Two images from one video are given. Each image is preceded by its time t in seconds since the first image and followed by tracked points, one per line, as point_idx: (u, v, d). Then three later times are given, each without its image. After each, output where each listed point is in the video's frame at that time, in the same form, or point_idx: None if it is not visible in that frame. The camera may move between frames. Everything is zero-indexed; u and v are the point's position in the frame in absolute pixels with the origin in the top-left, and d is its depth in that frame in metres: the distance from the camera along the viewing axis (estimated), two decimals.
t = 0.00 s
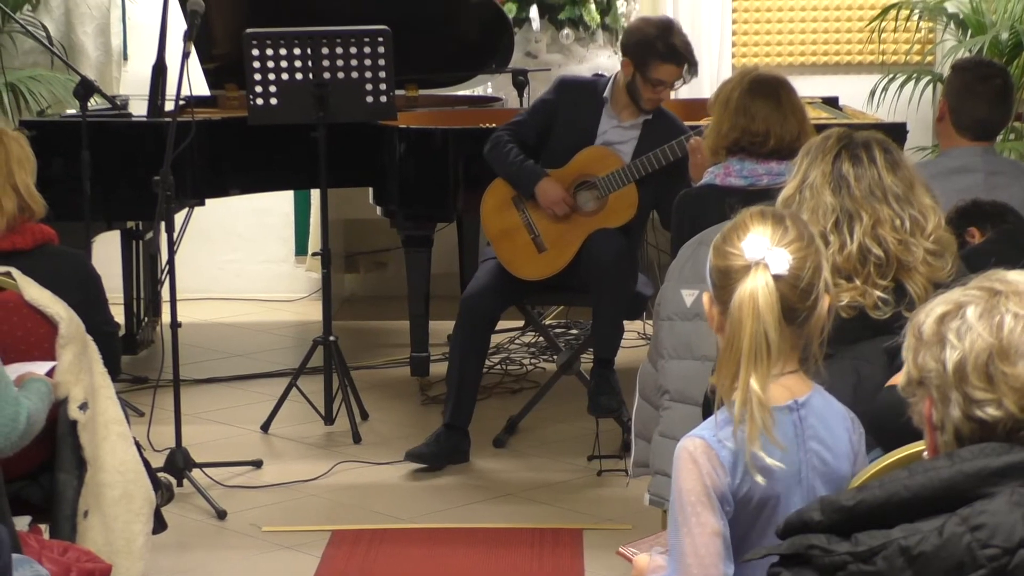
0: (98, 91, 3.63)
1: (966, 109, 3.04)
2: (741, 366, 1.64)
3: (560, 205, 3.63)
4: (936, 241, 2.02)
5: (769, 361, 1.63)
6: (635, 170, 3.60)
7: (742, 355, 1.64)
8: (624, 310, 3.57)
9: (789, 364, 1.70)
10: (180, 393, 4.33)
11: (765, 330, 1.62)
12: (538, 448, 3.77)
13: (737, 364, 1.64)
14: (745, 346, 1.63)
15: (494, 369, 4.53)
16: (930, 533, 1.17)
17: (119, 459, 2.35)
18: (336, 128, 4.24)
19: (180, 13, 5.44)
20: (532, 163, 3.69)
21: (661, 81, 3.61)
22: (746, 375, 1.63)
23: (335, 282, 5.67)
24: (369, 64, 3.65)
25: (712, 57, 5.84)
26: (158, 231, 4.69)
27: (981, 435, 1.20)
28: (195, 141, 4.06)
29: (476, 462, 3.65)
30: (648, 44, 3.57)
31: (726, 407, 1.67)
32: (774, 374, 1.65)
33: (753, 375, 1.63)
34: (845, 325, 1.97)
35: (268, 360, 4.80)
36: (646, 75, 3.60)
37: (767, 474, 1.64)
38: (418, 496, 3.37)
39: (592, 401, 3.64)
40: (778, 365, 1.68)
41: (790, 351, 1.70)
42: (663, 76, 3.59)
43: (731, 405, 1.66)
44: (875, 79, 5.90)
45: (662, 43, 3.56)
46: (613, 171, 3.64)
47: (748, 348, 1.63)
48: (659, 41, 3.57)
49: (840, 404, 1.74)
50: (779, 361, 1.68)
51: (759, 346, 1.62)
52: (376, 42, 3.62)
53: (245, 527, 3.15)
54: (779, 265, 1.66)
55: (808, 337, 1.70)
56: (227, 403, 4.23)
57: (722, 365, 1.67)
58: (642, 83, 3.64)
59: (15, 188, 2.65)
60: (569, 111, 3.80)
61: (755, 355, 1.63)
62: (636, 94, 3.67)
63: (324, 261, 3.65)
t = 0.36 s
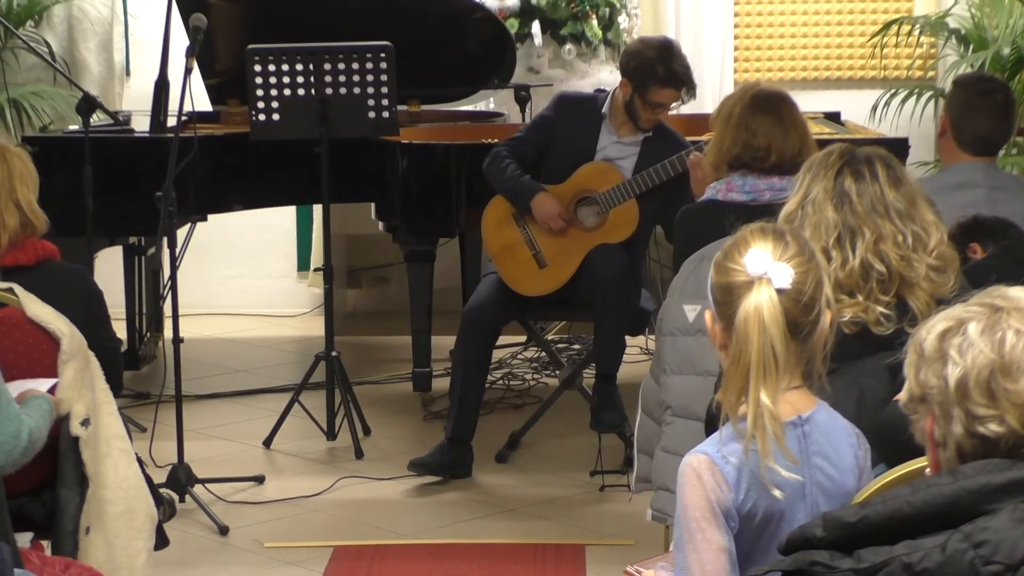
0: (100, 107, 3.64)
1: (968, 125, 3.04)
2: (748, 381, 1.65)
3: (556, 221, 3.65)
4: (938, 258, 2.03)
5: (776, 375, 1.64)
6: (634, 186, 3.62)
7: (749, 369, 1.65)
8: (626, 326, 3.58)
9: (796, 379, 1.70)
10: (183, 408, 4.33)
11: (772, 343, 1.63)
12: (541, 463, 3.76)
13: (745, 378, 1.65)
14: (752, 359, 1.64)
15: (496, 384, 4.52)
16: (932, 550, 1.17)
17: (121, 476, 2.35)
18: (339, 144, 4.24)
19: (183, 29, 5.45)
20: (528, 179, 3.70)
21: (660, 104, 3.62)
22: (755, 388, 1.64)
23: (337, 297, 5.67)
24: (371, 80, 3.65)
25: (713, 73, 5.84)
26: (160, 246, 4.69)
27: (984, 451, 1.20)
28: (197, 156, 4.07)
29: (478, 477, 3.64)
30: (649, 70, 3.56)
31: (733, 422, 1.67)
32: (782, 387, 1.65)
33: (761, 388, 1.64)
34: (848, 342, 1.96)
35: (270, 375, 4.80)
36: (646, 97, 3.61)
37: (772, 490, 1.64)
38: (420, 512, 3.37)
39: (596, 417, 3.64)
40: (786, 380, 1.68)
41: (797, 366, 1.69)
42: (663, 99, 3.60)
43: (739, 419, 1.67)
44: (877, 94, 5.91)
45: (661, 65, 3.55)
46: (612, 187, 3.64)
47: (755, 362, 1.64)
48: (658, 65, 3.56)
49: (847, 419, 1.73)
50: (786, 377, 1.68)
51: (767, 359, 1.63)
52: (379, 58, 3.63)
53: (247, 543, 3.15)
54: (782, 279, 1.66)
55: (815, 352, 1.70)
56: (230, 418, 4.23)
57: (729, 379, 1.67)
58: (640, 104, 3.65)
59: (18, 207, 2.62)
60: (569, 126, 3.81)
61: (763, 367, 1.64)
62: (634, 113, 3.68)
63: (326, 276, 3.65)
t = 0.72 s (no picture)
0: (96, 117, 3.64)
1: (964, 136, 3.05)
2: (741, 385, 1.64)
3: (549, 231, 3.65)
4: (935, 268, 2.02)
5: (769, 381, 1.64)
6: (626, 198, 3.61)
7: (742, 374, 1.64)
8: (620, 336, 3.58)
9: (789, 387, 1.70)
10: (178, 419, 4.32)
11: (765, 349, 1.63)
12: (537, 474, 3.75)
13: (738, 384, 1.65)
14: (746, 364, 1.64)
15: (493, 395, 4.51)
16: (928, 560, 1.16)
17: (115, 486, 2.34)
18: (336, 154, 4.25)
19: (179, 39, 5.46)
20: (520, 191, 3.71)
21: (647, 114, 3.63)
22: (749, 394, 1.63)
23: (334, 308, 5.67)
24: (367, 90, 3.66)
25: (710, 82, 5.85)
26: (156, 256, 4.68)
27: (980, 462, 1.20)
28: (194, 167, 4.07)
29: (474, 488, 3.63)
30: (635, 79, 3.58)
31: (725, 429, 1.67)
32: (775, 394, 1.65)
33: (754, 394, 1.63)
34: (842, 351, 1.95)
35: (266, 386, 4.79)
36: (631, 107, 3.62)
37: (763, 497, 1.64)
38: (416, 523, 3.36)
39: (592, 428, 3.63)
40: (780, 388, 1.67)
41: (790, 374, 1.69)
42: (649, 108, 3.61)
43: (731, 425, 1.67)
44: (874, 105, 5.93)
45: (647, 75, 3.57)
46: (605, 198, 3.64)
47: (748, 368, 1.63)
48: (643, 75, 3.58)
49: (840, 428, 1.73)
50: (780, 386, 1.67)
51: (760, 363, 1.63)
52: (376, 69, 3.63)
53: (242, 554, 3.14)
54: (775, 285, 1.66)
55: (808, 359, 1.70)
56: (225, 429, 4.22)
57: (722, 385, 1.66)
58: (625, 114, 3.66)
59: (12, 215, 2.62)
60: (563, 137, 3.81)
61: (755, 372, 1.63)
62: (622, 124, 3.68)
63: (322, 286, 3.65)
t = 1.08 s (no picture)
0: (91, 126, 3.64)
1: (959, 143, 3.05)
2: (735, 392, 1.66)
3: (542, 242, 3.65)
4: (932, 275, 2.03)
5: (763, 387, 1.64)
6: (616, 205, 3.61)
7: (736, 381, 1.65)
8: (614, 343, 3.58)
9: (783, 392, 1.70)
10: (174, 428, 4.32)
11: (759, 355, 1.64)
12: (533, 482, 3.75)
13: (733, 390, 1.66)
14: (739, 370, 1.64)
15: (488, 403, 4.51)
16: (924, 567, 1.16)
17: (112, 494, 2.34)
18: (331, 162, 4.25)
19: (175, 48, 5.47)
20: (510, 204, 3.71)
21: (630, 122, 3.64)
22: (743, 400, 1.65)
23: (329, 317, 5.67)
24: (363, 98, 3.66)
25: (705, 91, 5.85)
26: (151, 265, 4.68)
27: (976, 468, 1.20)
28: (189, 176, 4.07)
29: (470, 496, 3.63)
30: (616, 87, 3.60)
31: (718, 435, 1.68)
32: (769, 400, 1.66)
33: (748, 400, 1.65)
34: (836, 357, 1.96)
35: (261, 394, 4.79)
36: (614, 116, 3.64)
37: (758, 503, 1.64)
38: (412, 531, 3.35)
39: (588, 435, 3.63)
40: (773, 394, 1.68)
41: (784, 380, 1.69)
42: (631, 116, 3.62)
43: (725, 432, 1.67)
44: (869, 113, 5.94)
45: (626, 83, 3.59)
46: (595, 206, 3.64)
47: (742, 374, 1.64)
48: (625, 83, 3.60)
49: (835, 433, 1.73)
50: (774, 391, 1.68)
51: (753, 370, 1.64)
52: (371, 77, 3.63)
53: (238, 562, 3.13)
54: (768, 291, 1.66)
55: (802, 365, 1.70)
56: (221, 438, 4.21)
57: (717, 391, 1.67)
58: (609, 123, 3.68)
59: (9, 225, 2.61)
60: (554, 145, 3.81)
61: (749, 378, 1.64)
62: (606, 132, 3.70)
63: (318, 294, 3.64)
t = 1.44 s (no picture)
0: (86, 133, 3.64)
1: (955, 150, 3.06)
2: (732, 400, 1.66)
3: (537, 255, 3.65)
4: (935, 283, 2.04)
5: (759, 395, 1.65)
6: (607, 210, 3.63)
7: (733, 390, 1.65)
8: (609, 349, 3.58)
9: (780, 400, 1.70)
10: (170, 436, 4.31)
11: (756, 363, 1.64)
12: (529, 489, 3.75)
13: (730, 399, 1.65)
14: (736, 378, 1.64)
15: (485, 410, 4.51)
16: (923, 573, 1.16)
17: (109, 502, 2.34)
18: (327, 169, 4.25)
19: (171, 56, 5.47)
20: (502, 218, 3.71)
21: (609, 126, 3.65)
22: (739, 409, 1.64)
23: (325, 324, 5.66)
24: (359, 105, 3.66)
25: (700, 98, 5.87)
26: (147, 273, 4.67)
27: (973, 472, 1.20)
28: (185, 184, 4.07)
29: (467, 504, 3.63)
30: (591, 93, 3.62)
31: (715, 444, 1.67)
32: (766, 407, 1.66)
33: (745, 408, 1.64)
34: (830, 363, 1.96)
35: (258, 402, 4.78)
36: (593, 122, 3.65)
37: (756, 512, 1.64)
38: (409, 538, 3.35)
39: (585, 442, 3.63)
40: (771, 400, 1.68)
41: (781, 386, 1.69)
42: (610, 120, 3.63)
43: (722, 441, 1.67)
44: (864, 119, 5.96)
45: (601, 88, 3.61)
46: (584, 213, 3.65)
47: (739, 382, 1.64)
48: (598, 88, 3.62)
49: (831, 440, 1.73)
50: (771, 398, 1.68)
51: (750, 378, 1.64)
52: (366, 84, 3.63)
53: (235, 570, 3.13)
54: (764, 298, 1.67)
55: (798, 371, 1.70)
56: (217, 446, 4.21)
57: (714, 399, 1.67)
58: (589, 130, 3.69)
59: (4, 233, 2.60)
60: (539, 154, 3.82)
61: (746, 387, 1.64)
62: (588, 139, 3.72)
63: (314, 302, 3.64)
